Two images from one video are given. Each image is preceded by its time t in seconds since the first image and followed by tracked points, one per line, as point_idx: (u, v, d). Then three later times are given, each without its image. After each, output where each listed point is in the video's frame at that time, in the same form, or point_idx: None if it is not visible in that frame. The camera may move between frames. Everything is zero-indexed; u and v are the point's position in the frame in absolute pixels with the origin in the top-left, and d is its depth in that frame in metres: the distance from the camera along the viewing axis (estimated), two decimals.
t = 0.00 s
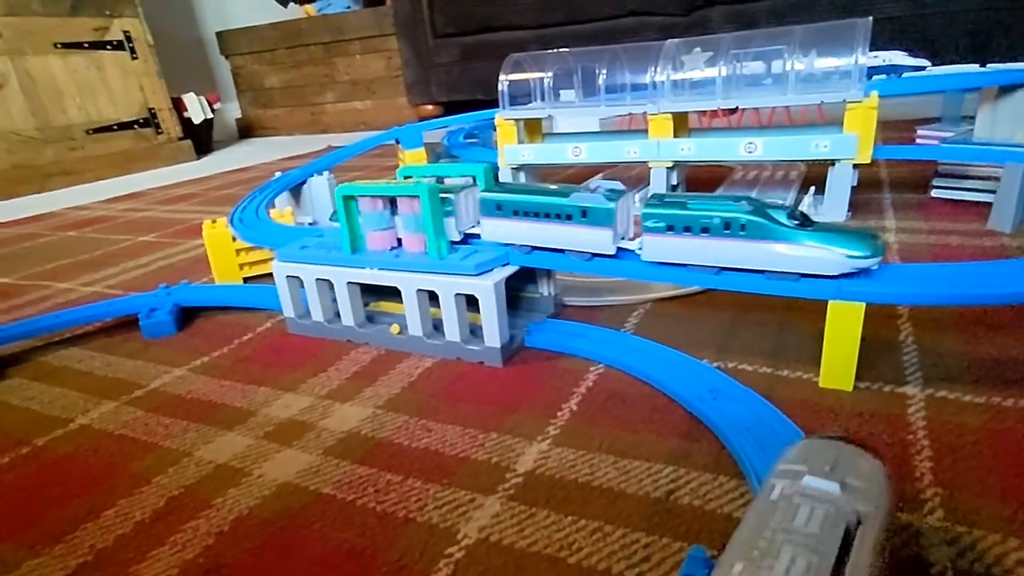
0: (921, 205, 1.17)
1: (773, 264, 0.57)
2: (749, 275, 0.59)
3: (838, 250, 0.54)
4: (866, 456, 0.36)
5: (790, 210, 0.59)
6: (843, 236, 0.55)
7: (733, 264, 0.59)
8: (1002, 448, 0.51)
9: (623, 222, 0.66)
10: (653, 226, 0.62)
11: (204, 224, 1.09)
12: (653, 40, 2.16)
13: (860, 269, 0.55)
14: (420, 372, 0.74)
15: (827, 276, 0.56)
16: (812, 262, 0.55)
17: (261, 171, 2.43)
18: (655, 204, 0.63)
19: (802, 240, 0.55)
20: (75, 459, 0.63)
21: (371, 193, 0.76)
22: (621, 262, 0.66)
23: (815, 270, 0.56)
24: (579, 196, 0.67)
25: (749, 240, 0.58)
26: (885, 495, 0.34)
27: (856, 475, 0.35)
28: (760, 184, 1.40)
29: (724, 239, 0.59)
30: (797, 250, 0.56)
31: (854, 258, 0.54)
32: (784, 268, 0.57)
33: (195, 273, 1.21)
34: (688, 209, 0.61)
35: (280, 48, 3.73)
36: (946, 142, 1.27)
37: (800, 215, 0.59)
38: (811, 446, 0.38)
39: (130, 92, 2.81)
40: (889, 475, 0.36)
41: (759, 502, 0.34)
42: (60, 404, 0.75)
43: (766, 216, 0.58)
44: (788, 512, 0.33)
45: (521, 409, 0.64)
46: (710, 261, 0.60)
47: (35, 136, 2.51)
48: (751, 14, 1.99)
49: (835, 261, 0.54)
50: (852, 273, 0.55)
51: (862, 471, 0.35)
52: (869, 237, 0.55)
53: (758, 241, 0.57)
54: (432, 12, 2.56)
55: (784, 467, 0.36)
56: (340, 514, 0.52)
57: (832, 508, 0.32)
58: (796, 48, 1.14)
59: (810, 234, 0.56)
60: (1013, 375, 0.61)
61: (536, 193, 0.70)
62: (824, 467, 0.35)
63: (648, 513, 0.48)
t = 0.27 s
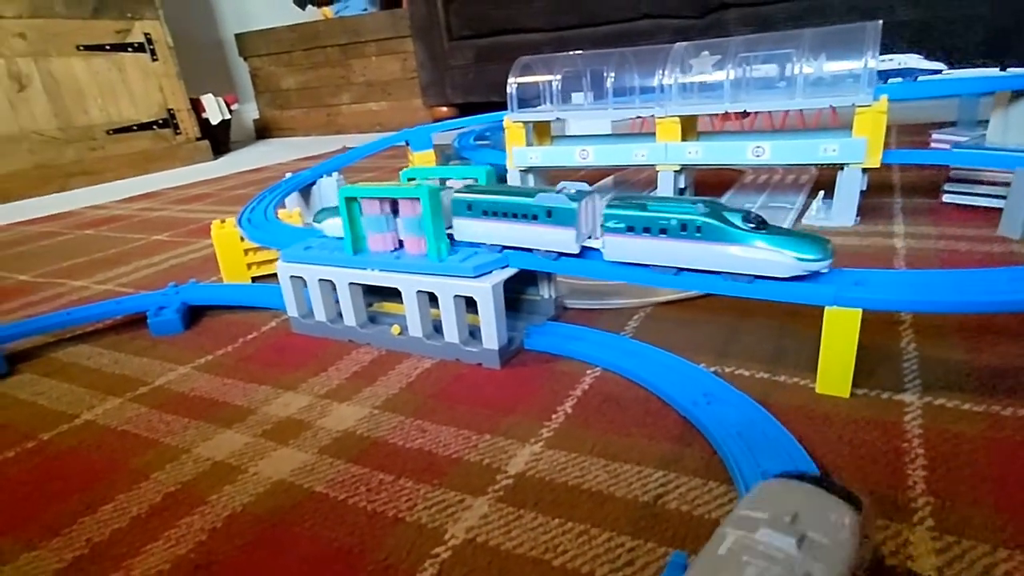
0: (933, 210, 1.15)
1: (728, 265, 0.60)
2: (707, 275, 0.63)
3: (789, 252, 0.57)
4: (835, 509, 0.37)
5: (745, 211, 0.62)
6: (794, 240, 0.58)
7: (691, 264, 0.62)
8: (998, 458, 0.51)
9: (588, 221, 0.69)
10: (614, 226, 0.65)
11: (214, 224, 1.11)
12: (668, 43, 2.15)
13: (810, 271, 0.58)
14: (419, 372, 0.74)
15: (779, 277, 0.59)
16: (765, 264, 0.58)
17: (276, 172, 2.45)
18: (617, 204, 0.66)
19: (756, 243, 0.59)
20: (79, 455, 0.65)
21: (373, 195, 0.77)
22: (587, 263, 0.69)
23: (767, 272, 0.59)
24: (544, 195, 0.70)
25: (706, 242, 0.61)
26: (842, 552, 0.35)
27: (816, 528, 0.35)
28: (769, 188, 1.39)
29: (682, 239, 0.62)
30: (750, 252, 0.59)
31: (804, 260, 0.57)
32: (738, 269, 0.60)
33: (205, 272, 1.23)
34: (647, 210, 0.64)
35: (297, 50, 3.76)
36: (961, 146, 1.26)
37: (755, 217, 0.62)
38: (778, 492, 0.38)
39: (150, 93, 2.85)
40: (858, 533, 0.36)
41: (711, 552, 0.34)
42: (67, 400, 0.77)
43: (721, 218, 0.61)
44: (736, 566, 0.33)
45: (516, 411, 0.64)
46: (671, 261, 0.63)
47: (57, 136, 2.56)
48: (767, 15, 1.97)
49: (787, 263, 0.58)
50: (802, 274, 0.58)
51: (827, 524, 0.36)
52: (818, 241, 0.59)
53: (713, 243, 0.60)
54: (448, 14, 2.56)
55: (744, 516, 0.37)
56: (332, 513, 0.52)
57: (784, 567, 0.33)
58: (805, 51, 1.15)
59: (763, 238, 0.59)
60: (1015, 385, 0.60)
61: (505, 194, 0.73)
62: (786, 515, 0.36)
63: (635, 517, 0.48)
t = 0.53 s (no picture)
0: (943, 214, 1.14)
1: (681, 262, 0.63)
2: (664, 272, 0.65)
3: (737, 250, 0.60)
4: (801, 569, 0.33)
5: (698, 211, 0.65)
6: (743, 238, 0.61)
7: (647, 261, 0.65)
8: (994, 466, 0.50)
9: (550, 217, 0.72)
10: (574, 224, 0.69)
11: (221, 221, 1.12)
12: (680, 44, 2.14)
13: (759, 270, 0.60)
14: (416, 371, 0.75)
15: (730, 275, 0.62)
16: (714, 261, 0.61)
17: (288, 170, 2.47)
18: (578, 203, 0.70)
19: (706, 241, 0.61)
20: (79, 447, 0.66)
21: (374, 194, 0.77)
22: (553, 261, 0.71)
23: (718, 269, 0.62)
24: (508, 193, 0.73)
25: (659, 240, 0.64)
26: None
27: None
28: (778, 191, 1.38)
29: (636, 237, 0.65)
30: (700, 250, 0.62)
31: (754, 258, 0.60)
32: (691, 266, 0.63)
33: (212, 269, 1.24)
34: (606, 209, 0.67)
35: (312, 49, 3.79)
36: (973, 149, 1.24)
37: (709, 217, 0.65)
38: (737, 548, 0.35)
39: (167, 92, 2.88)
40: None
41: None
42: (71, 393, 0.78)
43: (674, 218, 0.64)
44: None
45: (509, 411, 0.64)
46: (629, 259, 0.66)
47: (76, 134, 2.59)
48: (781, 16, 1.95)
49: (736, 261, 0.60)
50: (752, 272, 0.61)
51: None
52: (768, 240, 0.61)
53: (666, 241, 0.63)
54: (461, 14, 2.57)
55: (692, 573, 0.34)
56: (322, 509, 0.52)
57: None
58: (812, 52, 1.14)
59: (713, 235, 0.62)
60: (1016, 393, 0.59)
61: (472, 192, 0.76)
62: (739, 575, 0.33)
63: (621, 519, 0.48)
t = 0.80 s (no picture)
0: (953, 216, 1.12)
1: (638, 258, 0.65)
2: (623, 268, 0.67)
3: (692, 247, 0.61)
4: None
5: (656, 208, 0.66)
6: (697, 236, 0.62)
7: (606, 257, 0.67)
8: (990, 472, 0.49)
9: (516, 212, 0.75)
10: (538, 218, 0.71)
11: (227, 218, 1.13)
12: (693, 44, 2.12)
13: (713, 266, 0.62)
14: (413, 369, 0.75)
15: (685, 272, 0.63)
16: (670, 258, 0.62)
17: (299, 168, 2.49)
18: (542, 198, 0.71)
19: (662, 238, 0.63)
20: (79, 439, 0.67)
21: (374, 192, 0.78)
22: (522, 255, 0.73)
23: (674, 266, 0.63)
24: (478, 191, 0.76)
25: (617, 236, 0.65)
26: None
27: None
28: (786, 192, 1.37)
29: (594, 232, 0.66)
30: (656, 247, 0.63)
31: (707, 256, 0.61)
32: (648, 262, 0.64)
33: (219, 265, 1.25)
34: (567, 204, 0.69)
35: (326, 48, 3.81)
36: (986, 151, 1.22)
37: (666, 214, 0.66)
38: None
39: (182, 90, 2.91)
40: None
41: None
42: (75, 386, 0.79)
43: (632, 214, 0.65)
44: None
45: (504, 410, 0.64)
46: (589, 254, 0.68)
47: (93, 131, 2.63)
48: (795, 16, 1.93)
49: (689, 259, 0.61)
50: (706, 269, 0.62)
51: None
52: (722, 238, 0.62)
53: (623, 237, 0.65)
54: (474, 14, 2.57)
55: None
56: (313, 504, 0.53)
57: None
58: (821, 52, 1.13)
59: (669, 233, 0.63)
60: (1017, 399, 0.58)
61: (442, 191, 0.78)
62: None
63: (608, 519, 0.47)
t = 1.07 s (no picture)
0: (963, 217, 1.11)
1: (599, 251, 0.66)
2: (586, 261, 0.69)
3: (649, 240, 0.63)
4: None
5: (617, 202, 0.67)
6: (655, 229, 0.63)
7: (569, 249, 0.68)
8: (983, 475, 0.49)
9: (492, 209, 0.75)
10: (506, 212, 0.73)
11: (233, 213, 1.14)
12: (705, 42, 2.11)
13: (670, 259, 0.63)
14: (410, 365, 0.75)
15: (645, 265, 0.64)
16: (628, 250, 0.64)
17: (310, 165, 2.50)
18: (510, 193, 0.73)
19: (620, 231, 0.64)
20: (80, 430, 0.68)
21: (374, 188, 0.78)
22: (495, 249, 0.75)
23: (633, 258, 0.64)
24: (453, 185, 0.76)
25: (578, 229, 0.67)
26: None
27: None
28: (793, 192, 1.36)
29: (557, 225, 0.68)
30: (615, 239, 0.64)
31: (665, 249, 0.63)
32: (608, 254, 0.66)
33: (226, 260, 1.26)
34: (533, 198, 0.71)
35: (339, 46, 3.82)
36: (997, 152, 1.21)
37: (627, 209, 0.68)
38: None
39: (196, 87, 2.94)
40: None
41: None
42: (79, 377, 0.80)
43: (594, 208, 0.67)
44: None
45: (497, 407, 0.65)
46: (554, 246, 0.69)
47: (109, 128, 2.66)
48: (809, 14, 1.91)
49: (647, 252, 0.63)
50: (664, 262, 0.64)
51: None
52: (679, 232, 0.64)
53: (584, 230, 0.66)
54: (486, 12, 2.56)
55: None
56: (304, 497, 0.53)
57: None
58: (829, 50, 1.12)
59: (628, 226, 0.64)
60: (1016, 402, 0.57)
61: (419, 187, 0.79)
62: None
63: (594, 517, 0.47)
